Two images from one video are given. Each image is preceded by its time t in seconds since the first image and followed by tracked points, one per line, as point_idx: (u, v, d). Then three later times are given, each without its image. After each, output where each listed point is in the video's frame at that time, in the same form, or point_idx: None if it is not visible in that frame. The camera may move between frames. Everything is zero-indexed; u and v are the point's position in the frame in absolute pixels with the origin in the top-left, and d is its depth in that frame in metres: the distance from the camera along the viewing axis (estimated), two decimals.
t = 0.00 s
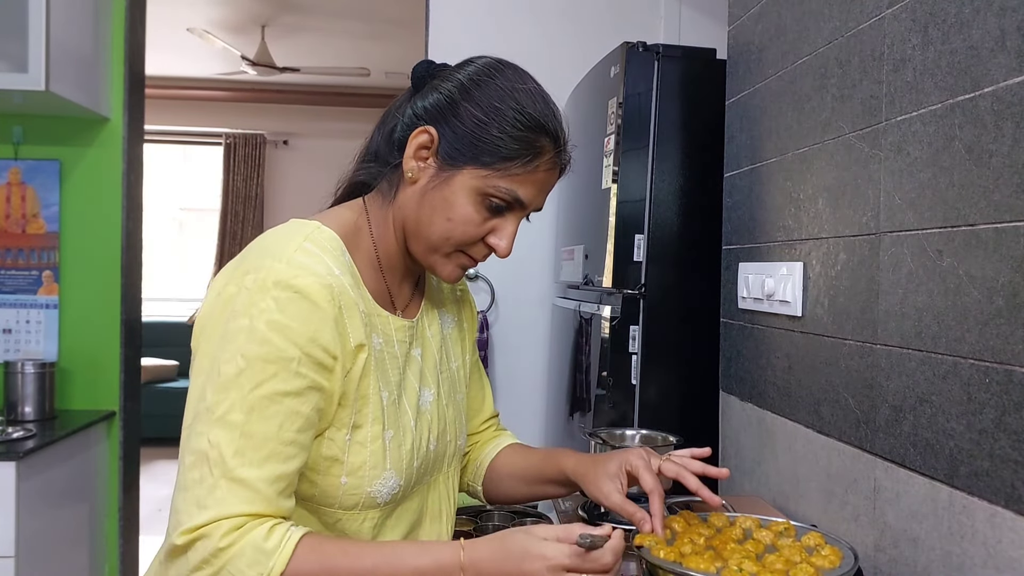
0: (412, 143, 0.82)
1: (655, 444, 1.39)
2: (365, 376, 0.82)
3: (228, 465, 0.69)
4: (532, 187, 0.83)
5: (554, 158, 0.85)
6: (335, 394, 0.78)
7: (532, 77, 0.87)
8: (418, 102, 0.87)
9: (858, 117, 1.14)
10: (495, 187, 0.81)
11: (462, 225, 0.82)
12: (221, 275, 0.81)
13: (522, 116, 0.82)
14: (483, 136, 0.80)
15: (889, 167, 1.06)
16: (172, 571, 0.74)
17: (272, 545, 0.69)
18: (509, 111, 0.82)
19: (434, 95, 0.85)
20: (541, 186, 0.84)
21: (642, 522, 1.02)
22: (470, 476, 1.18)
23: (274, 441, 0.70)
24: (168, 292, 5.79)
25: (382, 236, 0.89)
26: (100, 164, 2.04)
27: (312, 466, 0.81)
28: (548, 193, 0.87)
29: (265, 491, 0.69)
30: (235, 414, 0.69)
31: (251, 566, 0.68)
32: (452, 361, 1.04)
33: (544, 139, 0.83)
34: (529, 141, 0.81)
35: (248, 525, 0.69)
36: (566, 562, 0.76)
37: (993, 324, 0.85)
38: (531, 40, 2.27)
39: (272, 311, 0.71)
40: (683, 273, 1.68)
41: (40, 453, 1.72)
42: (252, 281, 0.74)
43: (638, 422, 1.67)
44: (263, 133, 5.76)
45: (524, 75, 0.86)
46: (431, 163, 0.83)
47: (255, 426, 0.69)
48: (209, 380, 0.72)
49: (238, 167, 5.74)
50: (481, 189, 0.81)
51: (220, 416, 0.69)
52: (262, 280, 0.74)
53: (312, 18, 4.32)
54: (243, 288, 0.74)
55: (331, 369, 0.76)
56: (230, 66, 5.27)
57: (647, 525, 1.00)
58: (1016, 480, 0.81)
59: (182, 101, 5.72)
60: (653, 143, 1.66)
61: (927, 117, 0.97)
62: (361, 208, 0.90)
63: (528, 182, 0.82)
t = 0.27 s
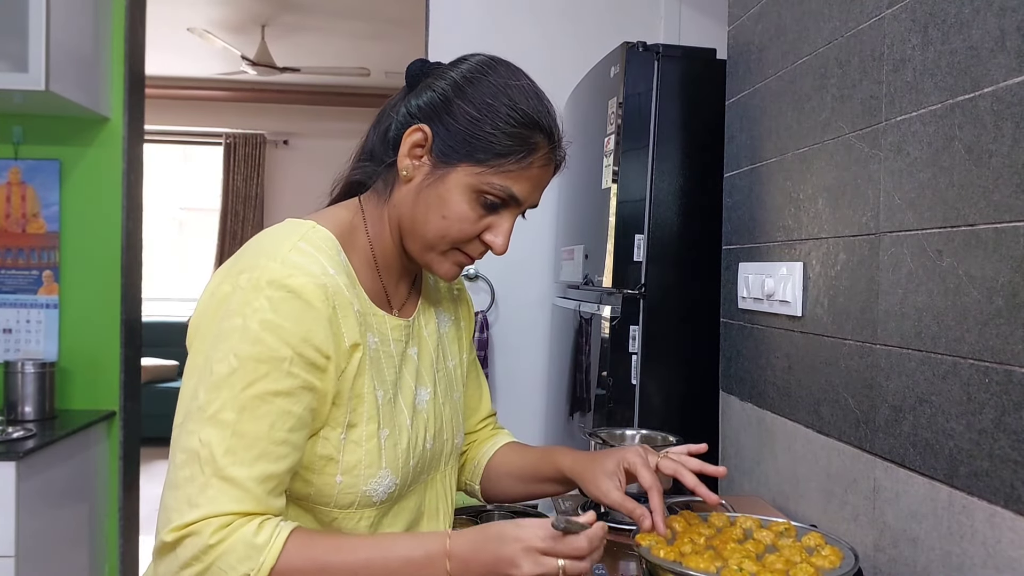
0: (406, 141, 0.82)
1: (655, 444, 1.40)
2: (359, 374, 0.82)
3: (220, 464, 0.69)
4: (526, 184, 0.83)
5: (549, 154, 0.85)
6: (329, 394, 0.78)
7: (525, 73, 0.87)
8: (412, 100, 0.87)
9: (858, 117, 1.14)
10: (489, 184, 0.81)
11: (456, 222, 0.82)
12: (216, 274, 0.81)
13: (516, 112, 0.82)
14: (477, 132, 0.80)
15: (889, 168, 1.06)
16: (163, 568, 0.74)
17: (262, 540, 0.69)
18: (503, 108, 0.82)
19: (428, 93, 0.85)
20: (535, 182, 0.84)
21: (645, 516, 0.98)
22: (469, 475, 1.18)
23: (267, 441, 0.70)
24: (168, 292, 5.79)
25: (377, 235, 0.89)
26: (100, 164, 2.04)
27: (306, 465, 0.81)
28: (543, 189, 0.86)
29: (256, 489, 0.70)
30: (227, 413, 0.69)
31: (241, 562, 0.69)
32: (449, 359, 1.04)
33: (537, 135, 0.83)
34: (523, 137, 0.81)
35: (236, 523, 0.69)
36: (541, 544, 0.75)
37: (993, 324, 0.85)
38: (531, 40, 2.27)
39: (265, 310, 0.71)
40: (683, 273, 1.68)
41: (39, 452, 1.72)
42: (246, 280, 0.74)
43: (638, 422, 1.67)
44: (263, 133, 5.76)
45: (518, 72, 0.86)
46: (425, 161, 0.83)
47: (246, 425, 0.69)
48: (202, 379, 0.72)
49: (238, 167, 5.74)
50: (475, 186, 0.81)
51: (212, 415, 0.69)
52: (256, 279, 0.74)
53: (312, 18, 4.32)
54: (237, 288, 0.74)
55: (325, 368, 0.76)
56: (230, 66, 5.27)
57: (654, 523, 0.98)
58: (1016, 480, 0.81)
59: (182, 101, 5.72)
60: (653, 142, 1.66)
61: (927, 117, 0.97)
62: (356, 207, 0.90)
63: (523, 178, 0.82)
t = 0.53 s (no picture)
0: (404, 140, 0.82)
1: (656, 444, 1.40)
2: (357, 374, 0.82)
3: (217, 463, 0.69)
4: (524, 182, 0.83)
5: (547, 153, 0.85)
6: (327, 394, 0.78)
7: (523, 72, 0.87)
8: (410, 100, 0.87)
9: (858, 117, 1.15)
10: (487, 183, 0.81)
11: (454, 221, 0.81)
12: (214, 274, 0.81)
13: (513, 111, 0.82)
14: (474, 131, 0.80)
15: (889, 168, 1.06)
16: (162, 568, 0.74)
17: (261, 537, 0.69)
18: (500, 106, 0.82)
19: (426, 93, 0.85)
20: (534, 181, 0.84)
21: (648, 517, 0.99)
22: (469, 475, 1.18)
23: (264, 440, 0.70)
24: (168, 292, 5.79)
25: (376, 235, 0.90)
26: (100, 164, 2.04)
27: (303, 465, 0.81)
28: (541, 188, 0.86)
29: (254, 488, 0.70)
30: (223, 413, 0.69)
31: (239, 560, 0.69)
32: (448, 359, 1.04)
33: (535, 133, 0.83)
34: (521, 136, 0.81)
35: (234, 522, 0.69)
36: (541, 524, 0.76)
37: (994, 324, 0.85)
38: (531, 40, 2.27)
39: (262, 310, 0.72)
40: (683, 274, 1.68)
41: (40, 453, 1.72)
42: (243, 281, 0.74)
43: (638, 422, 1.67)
44: (263, 133, 5.76)
45: (515, 70, 0.86)
46: (423, 161, 0.83)
47: (243, 425, 0.69)
48: (199, 379, 0.72)
49: (238, 167, 5.74)
50: (473, 184, 0.81)
51: (209, 415, 0.69)
52: (253, 279, 0.74)
53: (312, 18, 4.32)
54: (234, 288, 0.75)
55: (323, 368, 0.76)
56: (230, 66, 5.27)
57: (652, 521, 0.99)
58: (1016, 480, 0.81)
59: (182, 101, 5.72)
60: (653, 142, 1.66)
61: (927, 117, 0.97)
62: (355, 207, 0.91)
63: (520, 177, 0.82)
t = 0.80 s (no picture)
0: (404, 141, 0.82)
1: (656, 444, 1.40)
2: (359, 375, 0.82)
3: (234, 469, 0.69)
4: (524, 182, 0.83)
5: (547, 153, 0.85)
6: (333, 395, 0.78)
7: (522, 72, 0.86)
8: (409, 100, 0.87)
9: (858, 117, 1.15)
10: (487, 183, 0.81)
11: (455, 221, 0.82)
12: (214, 276, 0.80)
13: (513, 111, 0.82)
14: (474, 131, 0.80)
15: (889, 168, 1.06)
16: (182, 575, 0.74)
17: (282, 543, 0.70)
18: (500, 106, 0.81)
19: (425, 93, 0.85)
20: (534, 181, 0.84)
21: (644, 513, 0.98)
22: (469, 474, 1.18)
23: (276, 443, 0.70)
24: (168, 292, 5.79)
25: (376, 235, 0.90)
26: (100, 164, 2.04)
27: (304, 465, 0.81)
28: (541, 188, 0.86)
29: (272, 492, 0.70)
30: (237, 417, 0.69)
31: (260, 566, 0.69)
32: (448, 359, 1.04)
33: (535, 133, 0.83)
34: (520, 136, 0.81)
35: (255, 527, 0.69)
36: (556, 536, 0.75)
37: (994, 324, 0.85)
38: (531, 40, 2.27)
39: (266, 313, 0.71)
40: (683, 274, 1.68)
41: (40, 453, 1.72)
42: (246, 282, 0.74)
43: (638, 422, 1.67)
44: (263, 133, 5.77)
45: (515, 70, 0.86)
46: (423, 161, 0.83)
47: (256, 428, 0.69)
48: (208, 383, 0.71)
49: (238, 167, 5.74)
50: (473, 185, 0.81)
51: (223, 419, 0.69)
52: (256, 281, 0.73)
53: (312, 18, 4.32)
54: (236, 290, 0.74)
55: (328, 370, 0.76)
56: (230, 66, 5.27)
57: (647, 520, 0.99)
58: (1016, 480, 0.81)
59: (182, 101, 5.72)
60: (653, 143, 1.66)
61: (927, 117, 0.97)
62: (355, 207, 0.91)
63: (520, 177, 0.82)
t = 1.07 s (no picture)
0: (408, 143, 0.83)
1: (655, 444, 1.40)
2: (366, 379, 0.81)
3: (235, 475, 0.69)
4: (530, 183, 0.83)
5: (553, 152, 0.85)
6: (339, 400, 0.78)
7: (527, 71, 0.86)
8: (413, 102, 0.87)
9: (858, 117, 1.15)
10: (492, 185, 0.81)
11: (460, 224, 0.81)
12: (221, 278, 0.79)
13: (516, 111, 0.81)
14: (477, 133, 0.80)
15: (888, 168, 1.06)
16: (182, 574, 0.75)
17: (280, 546, 0.70)
18: (503, 107, 0.81)
19: (429, 95, 0.85)
20: (539, 182, 0.84)
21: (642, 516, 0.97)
22: (469, 475, 1.18)
23: (279, 451, 0.70)
24: (168, 292, 5.79)
25: (383, 238, 0.90)
26: (100, 164, 2.04)
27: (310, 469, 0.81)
28: (548, 188, 0.86)
29: (271, 498, 0.70)
30: (239, 424, 0.69)
31: (259, 570, 0.70)
32: (452, 361, 1.04)
33: (540, 133, 0.82)
34: (525, 136, 0.81)
35: (253, 533, 0.70)
36: (539, 524, 0.75)
37: (994, 324, 0.85)
38: (531, 40, 2.27)
39: (271, 319, 0.71)
40: (683, 274, 1.68)
41: (40, 453, 1.72)
42: (252, 287, 0.73)
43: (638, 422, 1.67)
44: (263, 133, 5.77)
45: (519, 70, 0.85)
46: (427, 163, 0.83)
47: (258, 436, 0.69)
48: (211, 388, 0.71)
49: (238, 167, 5.74)
50: (478, 187, 0.81)
51: (224, 426, 0.69)
52: (261, 286, 0.73)
53: (313, 18, 4.32)
54: (242, 294, 0.73)
55: (335, 375, 0.76)
56: (230, 66, 5.27)
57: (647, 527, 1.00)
58: (1016, 480, 0.81)
59: (182, 101, 5.72)
60: (654, 143, 1.66)
61: (927, 117, 0.97)
62: (362, 209, 0.91)
63: (525, 178, 0.82)
